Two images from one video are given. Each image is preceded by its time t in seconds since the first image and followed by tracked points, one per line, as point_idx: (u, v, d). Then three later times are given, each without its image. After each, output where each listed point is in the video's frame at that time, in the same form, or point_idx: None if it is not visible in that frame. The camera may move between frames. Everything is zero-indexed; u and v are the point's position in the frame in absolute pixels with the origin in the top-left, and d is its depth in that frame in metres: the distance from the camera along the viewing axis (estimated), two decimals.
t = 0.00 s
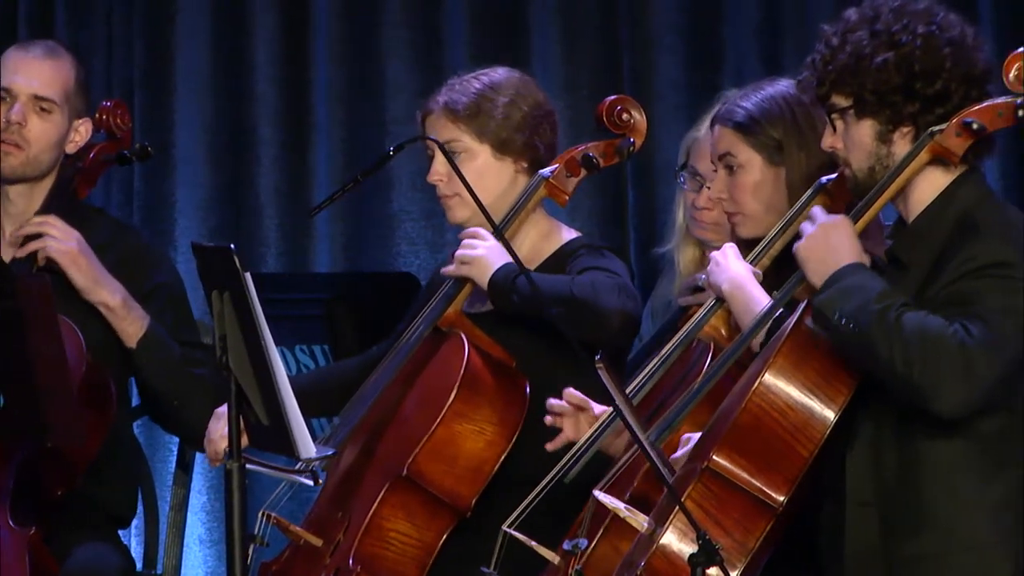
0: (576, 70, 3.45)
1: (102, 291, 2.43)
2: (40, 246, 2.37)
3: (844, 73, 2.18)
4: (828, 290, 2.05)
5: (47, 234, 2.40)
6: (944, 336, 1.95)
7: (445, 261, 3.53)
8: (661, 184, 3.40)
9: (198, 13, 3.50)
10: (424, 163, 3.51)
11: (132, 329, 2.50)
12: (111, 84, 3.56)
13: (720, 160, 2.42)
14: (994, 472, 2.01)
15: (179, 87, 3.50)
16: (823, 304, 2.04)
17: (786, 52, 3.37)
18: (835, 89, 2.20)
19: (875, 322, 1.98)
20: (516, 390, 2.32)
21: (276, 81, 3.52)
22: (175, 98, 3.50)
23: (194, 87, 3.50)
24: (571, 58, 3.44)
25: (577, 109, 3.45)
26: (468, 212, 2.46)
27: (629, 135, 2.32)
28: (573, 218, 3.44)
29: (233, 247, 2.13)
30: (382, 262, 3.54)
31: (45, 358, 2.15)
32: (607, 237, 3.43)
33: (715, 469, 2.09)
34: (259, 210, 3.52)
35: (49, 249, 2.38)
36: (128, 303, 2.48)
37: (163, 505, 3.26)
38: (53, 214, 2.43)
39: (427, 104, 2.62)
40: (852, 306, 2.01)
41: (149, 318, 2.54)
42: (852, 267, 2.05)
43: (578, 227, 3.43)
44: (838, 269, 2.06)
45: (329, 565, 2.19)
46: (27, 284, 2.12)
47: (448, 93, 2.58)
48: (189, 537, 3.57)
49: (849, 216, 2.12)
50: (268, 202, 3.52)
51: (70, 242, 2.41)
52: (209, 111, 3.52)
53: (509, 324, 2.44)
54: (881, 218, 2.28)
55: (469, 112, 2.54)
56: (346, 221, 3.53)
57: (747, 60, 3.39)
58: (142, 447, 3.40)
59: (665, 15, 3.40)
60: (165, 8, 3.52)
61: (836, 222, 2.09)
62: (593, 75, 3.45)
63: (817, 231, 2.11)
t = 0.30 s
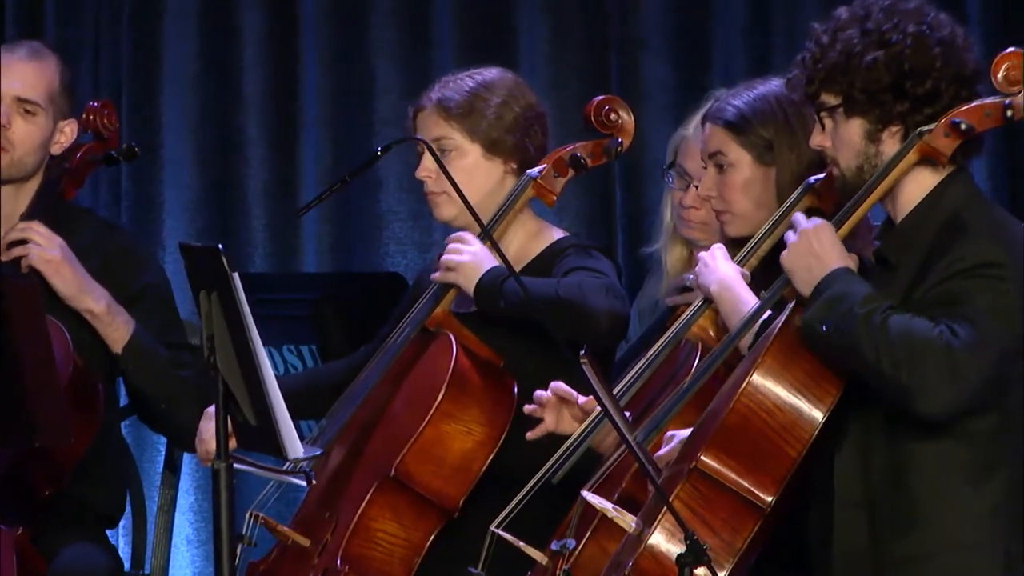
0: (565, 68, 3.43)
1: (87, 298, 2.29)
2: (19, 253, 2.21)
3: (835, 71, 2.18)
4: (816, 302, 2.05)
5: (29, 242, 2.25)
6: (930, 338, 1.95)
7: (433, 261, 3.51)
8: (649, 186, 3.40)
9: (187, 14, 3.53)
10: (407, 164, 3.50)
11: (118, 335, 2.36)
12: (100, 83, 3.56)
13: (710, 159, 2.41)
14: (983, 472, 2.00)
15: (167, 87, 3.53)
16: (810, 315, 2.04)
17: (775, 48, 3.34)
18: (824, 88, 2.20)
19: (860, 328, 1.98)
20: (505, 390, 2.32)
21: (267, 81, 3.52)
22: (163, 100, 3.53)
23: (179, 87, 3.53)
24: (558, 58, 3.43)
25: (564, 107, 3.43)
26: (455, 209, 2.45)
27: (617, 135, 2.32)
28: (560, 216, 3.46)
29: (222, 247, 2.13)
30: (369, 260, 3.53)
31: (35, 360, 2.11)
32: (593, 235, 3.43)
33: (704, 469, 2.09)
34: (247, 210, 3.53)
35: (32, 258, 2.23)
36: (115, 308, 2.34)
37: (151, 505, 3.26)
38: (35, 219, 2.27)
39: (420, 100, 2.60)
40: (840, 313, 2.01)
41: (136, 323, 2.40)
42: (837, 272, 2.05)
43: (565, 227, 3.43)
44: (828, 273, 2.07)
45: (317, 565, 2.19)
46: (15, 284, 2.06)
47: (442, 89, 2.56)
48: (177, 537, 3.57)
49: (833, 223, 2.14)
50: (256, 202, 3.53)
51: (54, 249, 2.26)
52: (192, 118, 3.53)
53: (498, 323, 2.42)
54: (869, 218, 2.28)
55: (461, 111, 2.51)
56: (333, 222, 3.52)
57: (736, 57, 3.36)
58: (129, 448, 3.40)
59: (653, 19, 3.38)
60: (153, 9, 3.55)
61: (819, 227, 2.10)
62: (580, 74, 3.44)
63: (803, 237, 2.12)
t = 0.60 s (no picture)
0: (552, 79, 3.44)
1: (75, 302, 2.26)
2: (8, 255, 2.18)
3: (823, 81, 2.16)
4: (805, 290, 2.03)
5: (18, 244, 2.22)
6: (923, 347, 1.94)
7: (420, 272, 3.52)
8: (636, 195, 3.42)
9: (174, 23, 3.50)
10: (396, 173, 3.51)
11: (105, 341, 2.33)
12: (87, 93, 3.52)
13: (693, 173, 2.42)
14: (970, 483, 1.99)
15: (157, 96, 3.51)
16: (800, 300, 2.03)
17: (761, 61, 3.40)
18: (812, 97, 2.18)
19: (854, 331, 1.96)
20: (492, 400, 2.32)
21: (252, 92, 3.51)
22: (151, 108, 3.51)
23: (168, 98, 3.50)
24: (545, 68, 3.45)
25: (553, 118, 3.44)
26: (444, 218, 2.41)
27: (605, 146, 2.32)
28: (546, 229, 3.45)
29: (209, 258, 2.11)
30: (357, 269, 3.54)
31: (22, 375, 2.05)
32: (581, 245, 3.44)
33: (692, 480, 2.09)
34: (234, 220, 3.52)
35: (21, 261, 2.20)
36: (102, 315, 2.31)
37: (138, 517, 3.27)
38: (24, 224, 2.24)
39: (410, 107, 2.56)
40: (832, 306, 1.99)
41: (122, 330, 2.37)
42: (828, 270, 2.03)
43: (552, 237, 3.43)
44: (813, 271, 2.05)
45: None
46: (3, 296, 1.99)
47: (434, 98, 2.52)
48: (163, 548, 3.56)
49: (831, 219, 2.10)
50: (242, 212, 3.52)
51: (43, 253, 2.23)
52: (183, 125, 3.51)
53: (485, 334, 2.43)
54: (856, 227, 2.27)
55: (454, 120, 2.48)
56: (321, 232, 3.53)
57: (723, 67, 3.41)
58: (116, 459, 3.39)
59: (642, 25, 3.41)
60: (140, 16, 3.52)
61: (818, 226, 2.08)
62: (567, 85, 3.44)
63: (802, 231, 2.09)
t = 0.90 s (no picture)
0: (540, 94, 3.46)
1: (61, 324, 2.16)
2: None
3: (811, 93, 2.14)
4: (790, 322, 2.03)
5: None
6: (905, 361, 1.92)
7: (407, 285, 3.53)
8: (624, 208, 3.42)
9: (161, 37, 3.50)
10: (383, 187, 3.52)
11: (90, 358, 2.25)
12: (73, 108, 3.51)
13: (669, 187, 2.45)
14: (956, 497, 1.97)
15: (143, 110, 3.50)
16: (782, 337, 2.03)
17: (748, 73, 3.41)
18: (800, 108, 2.17)
19: (834, 353, 1.97)
20: (479, 412, 2.31)
21: (239, 105, 3.50)
22: (138, 122, 3.50)
23: (156, 110, 3.51)
24: (532, 80, 3.46)
25: (543, 132, 3.45)
26: (432, 230, 2.40)
27: (592, 159, 2.32)
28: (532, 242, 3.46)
29: (196, 272, 2.09)
30: (344, 280, 3.54)
31: (14, 390, 2.01)
32: (568, 257, 3.44)
33: (678, 493, 2.09)
34: (221, 236, 3.51)
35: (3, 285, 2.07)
36: (87, 333, 2.22)
37: (125, 532, 3.28)
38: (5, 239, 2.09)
39: (401, 119, 2.56)
40: (812, 338, 2.00)
41: (107, 344, 2.30)
42: (812, 295, 2.04)
43: (540, 250, 3.44)
44: (800, 297, 2.05)
45: None
46: None
47: (425, 110, 2.52)
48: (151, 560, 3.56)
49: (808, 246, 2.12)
50: (228, 226, 3.51)
51: (27, 275, 2.10)
52: (169, 137, 3.51)
53: (469, 348, 2.43)
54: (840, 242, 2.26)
55: (445, 133, 2.47)
56: (307, 247, 3.52)
57: (710, 82, 3.42)
58: (104, 472, 3.39)
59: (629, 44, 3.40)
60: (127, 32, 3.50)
61: (794, 251, 2.08)
62: (554, 97, 3.46)
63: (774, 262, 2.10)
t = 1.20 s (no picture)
0: (527, 106, 3.47)
1: (49, 329, 2.12)
2: None
3: (799, 106, 2.11)
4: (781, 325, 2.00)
5: None
6: (895, 374, 1.89)
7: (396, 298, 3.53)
8: (611, 221, 3.43)
9: (150, 48, 3.49)
10: (372, 201, 3.52)
11: (78, 366, 2.20)
12: (61, 117, 3.51)
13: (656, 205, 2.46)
14: (944, 512, 1.96)
15: (130, 122, 3.50)
16: (773, 341, 2.00)
17: (735, 85, 3.43)
18: (787, 121, 2.13)
19: (825, 361, 1.93)
20: (467, 425, 2.32)
21: (225, 119, 3.50)
22: (126, 132, 3.50)
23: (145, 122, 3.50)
24: (519, 93, 3.47)
25: (528, 145, 3.46)
26: (419, 243, 2.41)
27: (580, 172, 2.33)
28: (521, 256, 3.46)
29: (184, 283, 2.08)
30: (332, 293, 3.54)
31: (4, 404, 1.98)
32: (555, 271, 3.45)
33: (666, 506, 2.08)
34: (209, 247, 3.51)
35: None
36: (76, 340, 2.18)
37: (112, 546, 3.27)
38: None
39: (390, 131, 2.56)
40: (803, 342, 1.96)
41: (95, 354, 2.24)
42: (805, 300, 2.00)
43: (527, 264, 3.45)
44: (790, 301, 2.02)
45: None
46: None
47: (415, 123, 2.52)
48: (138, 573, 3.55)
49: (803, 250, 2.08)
50: (217, 238, 3.51)
51: (17, 279, 2.06)
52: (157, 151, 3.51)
53: (456, 362, 2.43)
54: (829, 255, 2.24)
55: (435, 146, 2.47)
56: (295, 260, 3.52)
57: (696, 96, 3.43)
58: (91, 485, 3.40)
59: (618, 52, 3.43)
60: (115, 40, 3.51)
61: (789, 255, 2.04)
62: (542, 110, 3.47)
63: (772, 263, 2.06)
